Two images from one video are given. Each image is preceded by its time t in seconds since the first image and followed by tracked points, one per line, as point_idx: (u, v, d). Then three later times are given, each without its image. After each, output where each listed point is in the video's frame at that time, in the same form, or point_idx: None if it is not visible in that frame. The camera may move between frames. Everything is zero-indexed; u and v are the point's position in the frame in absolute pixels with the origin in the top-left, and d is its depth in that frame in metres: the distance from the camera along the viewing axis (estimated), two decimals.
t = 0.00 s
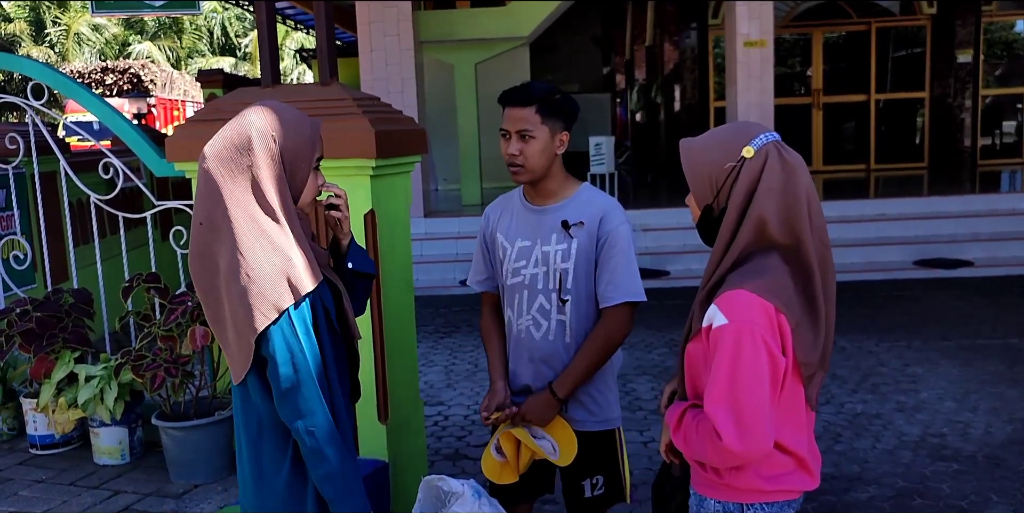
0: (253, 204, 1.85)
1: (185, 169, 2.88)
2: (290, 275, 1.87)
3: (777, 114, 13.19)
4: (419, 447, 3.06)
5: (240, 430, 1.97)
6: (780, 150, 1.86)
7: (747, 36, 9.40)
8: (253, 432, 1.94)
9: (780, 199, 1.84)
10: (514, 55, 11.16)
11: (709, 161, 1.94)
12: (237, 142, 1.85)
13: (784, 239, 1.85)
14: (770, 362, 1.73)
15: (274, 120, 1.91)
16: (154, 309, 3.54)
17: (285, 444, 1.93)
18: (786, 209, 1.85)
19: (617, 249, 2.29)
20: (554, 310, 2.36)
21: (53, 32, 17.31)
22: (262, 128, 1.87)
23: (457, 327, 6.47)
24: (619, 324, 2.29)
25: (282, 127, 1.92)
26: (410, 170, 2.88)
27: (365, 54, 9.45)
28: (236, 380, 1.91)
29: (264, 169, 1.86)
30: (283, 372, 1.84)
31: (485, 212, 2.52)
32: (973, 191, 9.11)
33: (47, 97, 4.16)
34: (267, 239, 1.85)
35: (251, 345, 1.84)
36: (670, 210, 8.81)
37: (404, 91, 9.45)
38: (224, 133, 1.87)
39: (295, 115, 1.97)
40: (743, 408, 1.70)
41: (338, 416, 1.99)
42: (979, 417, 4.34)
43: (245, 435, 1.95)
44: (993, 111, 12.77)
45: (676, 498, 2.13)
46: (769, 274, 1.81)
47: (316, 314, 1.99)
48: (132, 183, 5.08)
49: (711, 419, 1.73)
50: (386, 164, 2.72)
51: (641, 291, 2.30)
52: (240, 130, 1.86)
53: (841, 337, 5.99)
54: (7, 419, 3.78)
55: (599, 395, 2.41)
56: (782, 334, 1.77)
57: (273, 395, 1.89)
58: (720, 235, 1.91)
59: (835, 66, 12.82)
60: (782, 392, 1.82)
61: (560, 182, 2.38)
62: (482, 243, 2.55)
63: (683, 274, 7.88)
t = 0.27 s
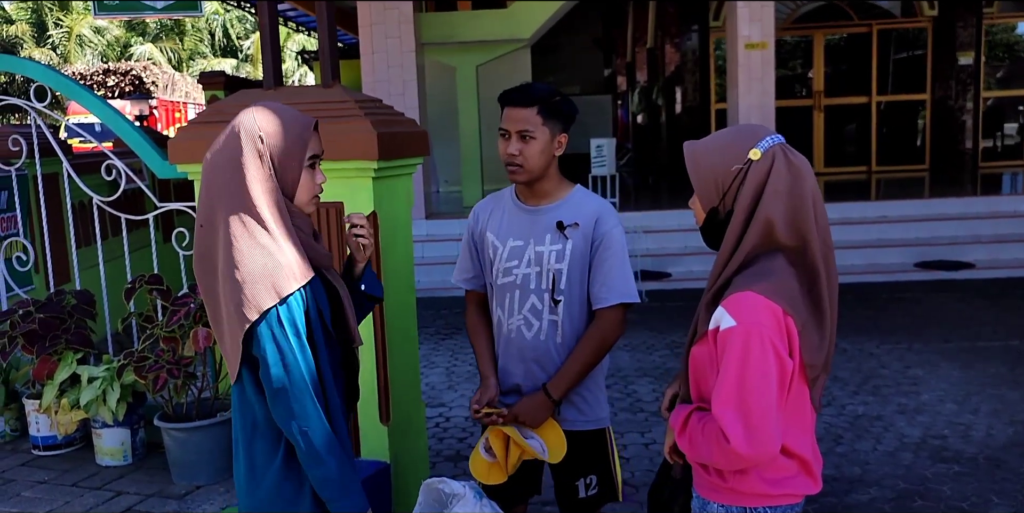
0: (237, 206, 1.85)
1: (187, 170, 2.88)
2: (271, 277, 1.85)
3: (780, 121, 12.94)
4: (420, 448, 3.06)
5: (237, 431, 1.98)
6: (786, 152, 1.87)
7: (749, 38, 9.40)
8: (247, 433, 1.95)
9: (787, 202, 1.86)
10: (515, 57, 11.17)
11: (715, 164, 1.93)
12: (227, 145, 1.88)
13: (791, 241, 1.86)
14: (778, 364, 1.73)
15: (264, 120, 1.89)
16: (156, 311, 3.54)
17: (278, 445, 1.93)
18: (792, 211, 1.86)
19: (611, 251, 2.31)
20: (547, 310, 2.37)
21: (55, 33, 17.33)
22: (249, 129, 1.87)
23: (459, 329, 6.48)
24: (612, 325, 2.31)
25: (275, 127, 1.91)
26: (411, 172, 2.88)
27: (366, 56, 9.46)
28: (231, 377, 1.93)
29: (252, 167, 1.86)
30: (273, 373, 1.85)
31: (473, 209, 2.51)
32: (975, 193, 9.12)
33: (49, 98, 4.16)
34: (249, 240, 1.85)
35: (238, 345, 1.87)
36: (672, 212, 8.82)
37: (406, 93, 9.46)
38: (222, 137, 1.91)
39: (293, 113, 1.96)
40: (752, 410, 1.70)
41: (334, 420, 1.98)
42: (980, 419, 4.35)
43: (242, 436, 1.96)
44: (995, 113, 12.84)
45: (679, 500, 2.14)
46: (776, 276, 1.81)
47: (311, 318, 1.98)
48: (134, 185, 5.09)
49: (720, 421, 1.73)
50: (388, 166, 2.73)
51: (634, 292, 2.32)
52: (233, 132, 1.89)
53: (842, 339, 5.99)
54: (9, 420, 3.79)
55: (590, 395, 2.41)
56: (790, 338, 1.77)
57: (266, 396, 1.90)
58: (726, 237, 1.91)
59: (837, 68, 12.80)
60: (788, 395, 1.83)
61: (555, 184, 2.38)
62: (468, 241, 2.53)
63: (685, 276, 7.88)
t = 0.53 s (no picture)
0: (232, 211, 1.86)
1: (189, 172, 2.88)
2: (263, 283, 1.84)
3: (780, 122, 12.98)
4: (421, 448, 3.07)
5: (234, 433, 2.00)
6: (791, 155, 1.88)
7: (748, 39, 9.42)
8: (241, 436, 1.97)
9: (791, 205, 1.86)
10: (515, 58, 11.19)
11: (718, 166, 1.94)
12: (226, 149, 1.89)
13: (794, 243, 1.87)
14: (782, 368, 1.73)
15: (262, 125, 1.89)
16: (157, 312, 3.54)
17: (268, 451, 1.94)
18: (797, 214, 1.87)
19: (605, 252, 2.32)
20: (540, 310, 2.37)
21: (55, 35, 17.36)
22: (247, 133, 1.87)
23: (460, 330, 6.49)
24: (605, 326, 2.31)
25: (273, 132, 1.91)
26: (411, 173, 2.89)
27: (366, 58, 9.47)
28: (230, 379, 1.95)
29: (249, 170, 1.86)
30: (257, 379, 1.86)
31: (466, 210, 2.51)
32: (974, 195, 9.13)
33: (51, 100, 4.16)
34: (243, 245, 1.85)
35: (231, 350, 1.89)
36: (672, 214, 8.84)
37: (406, 94, 9.47)
38: (222, 141, 1.93)
39: (294, 116, 1.97)
40: (754, 413, 1.71)
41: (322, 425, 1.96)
42: (980, 420, 4.35)
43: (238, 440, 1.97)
44: (994, 114, 12.85)
45: (681, 500, 2.13)
46: (779, 280, 1.82)
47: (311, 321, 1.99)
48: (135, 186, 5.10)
49: (722, 424, 1.74)
50: (389, 169, 2.74)
51: (626, 292, 2.32)
52: (231, 137, 1.90)
53: (842, 340, 5.99)
54: (10, 421, 3.79)
55: (583, 396, 2.42)
56: (793, 341, 1.77)
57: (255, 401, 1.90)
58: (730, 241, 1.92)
59: (837, 70, 12.81)
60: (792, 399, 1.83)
61: (551, 185, 2.38)
62: (461, 243, 2.54)
63: (685, 277, 7.89)
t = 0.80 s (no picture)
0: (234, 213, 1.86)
1: (189, 174, 2.89)
2: (264, 286, 1.85)
3: (777, 120, 13.15)
4: (421, 449, 3.07)
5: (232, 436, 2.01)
6: (791, 157, 1.88)
7: (747, 41, 9.43)
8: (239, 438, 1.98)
9: (791, 207, 1.87)
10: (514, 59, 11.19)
11: (718, 169, 1.94)
12: (230, 152, 1.90)
13: (795, 245, 1.87)
14: (782, 371, 1.73)
15: (265, 127, 1.89)
16: (157, 313, 3.55)
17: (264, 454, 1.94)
18: (797, 216, 1.87)
19: (599, 254, 2.32)
20: (533, 312, 2.38)
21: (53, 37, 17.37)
22: (250, 136, 1.88)
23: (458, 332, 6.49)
24: (599, 328, 2.32)
25: (276, 133, 1.91)
26: (410, 175, 2.89)
27: (365, 59, 9.48)
28: (227, 381, 1.96)
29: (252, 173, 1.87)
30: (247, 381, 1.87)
31: (461, 212, 2.51)
32: (972, 196, 9.14)
33: (50, 101, 4.16)
34: (244, 247, 1.85)
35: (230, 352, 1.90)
36: (671, 215, 8.85)
37: (405, 96, 9.47)
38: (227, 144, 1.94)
39: (298, 118, 1.97)
40: (754, 415, 1.72)
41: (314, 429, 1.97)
42: (979, 421, 4.36)
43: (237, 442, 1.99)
44: (992, 115, 12.82)
45: (681, 500, 2.14)
46: (780, 282, 1.83)
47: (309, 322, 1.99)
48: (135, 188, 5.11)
49: (721, 426, 1.75)
50: (388, 170, 2.74)
51: (621, 295, 2.32)
52: (235, 139, 1.90)
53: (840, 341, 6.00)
54: (10, 423, 3.79)
55: (575, 398, 2.42)
56: (793, 343, 1.78)
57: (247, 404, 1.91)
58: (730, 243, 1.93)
59: (834, 72, 12.86)
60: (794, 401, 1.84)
61: (544, 188, 2.39)
62: (456, 244, 2.54)
63: (683, 278, 7.90)
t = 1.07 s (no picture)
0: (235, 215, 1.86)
1: (186, 176, 2.89)
2: (264, 288, 1.85)
3: (775, 122, 13.16)
4: (421, 451, 3.07)
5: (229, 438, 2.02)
6: (788, 160, 1.89)
7: (745, 43, 9.45)
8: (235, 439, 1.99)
9: (788, 210, 1.87)
10: (512, 61, 11.20)
11: (715, 171, 1.95)
12: (230, 152, 1.89)
13: (792, 248, 1.88)
14: (779, 373, 1.74)
15: (266, 129, 1.90)
16: (156, 316, 3.55)
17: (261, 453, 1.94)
18: (794, 219, 1.88)
19: (593, 257, 2.33)
20: (526, 315, 2.38)
21: (51, 38, 17.40)
22: (252, 137, 1.88)
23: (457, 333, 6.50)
24: (592, 332, 2.32)
25: (278, 135, 1.92)
26: (406, 178, 2.89)
27: (364, 61, 9.49)
28: (224, 384, 1.96)
29: (253, 175, 1.86)
30: (258, 384, 1.86)
31: (456, 214, 2.51)
32: (970, 197, 9.16)
33: (49, 104, 4.16)
34: (245, 249, 1.85)
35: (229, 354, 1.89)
36: (669, 216, 8.86)
37: (403, 97, 9.48)
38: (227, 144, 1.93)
39: (298, 121, 1.98)
40: (750, 416, 1.72)
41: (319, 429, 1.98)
42: (976, 422, 4.37)
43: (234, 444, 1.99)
44: (990, 117, 12.81)
45: (680, 499, 2.14)
46: (778, 284, 1.83)
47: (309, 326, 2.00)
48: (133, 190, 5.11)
49: (718, 427, 1.75)
50: (386, 173, 2.75)
51: (615, 299, 2.33)
52: (236, 140, 1.90)
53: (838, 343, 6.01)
54: (8, 425, 3.80)
55: (570, 402, 2.42)
56: (789, 345, 1.79)
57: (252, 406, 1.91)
58: (727, 246, 1.93)
59: (832, 73, 12.92)
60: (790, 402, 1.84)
61: (539, 191, 2.40)
62: (451, 247, 2.54)
63: (681, 280, 7.91)
